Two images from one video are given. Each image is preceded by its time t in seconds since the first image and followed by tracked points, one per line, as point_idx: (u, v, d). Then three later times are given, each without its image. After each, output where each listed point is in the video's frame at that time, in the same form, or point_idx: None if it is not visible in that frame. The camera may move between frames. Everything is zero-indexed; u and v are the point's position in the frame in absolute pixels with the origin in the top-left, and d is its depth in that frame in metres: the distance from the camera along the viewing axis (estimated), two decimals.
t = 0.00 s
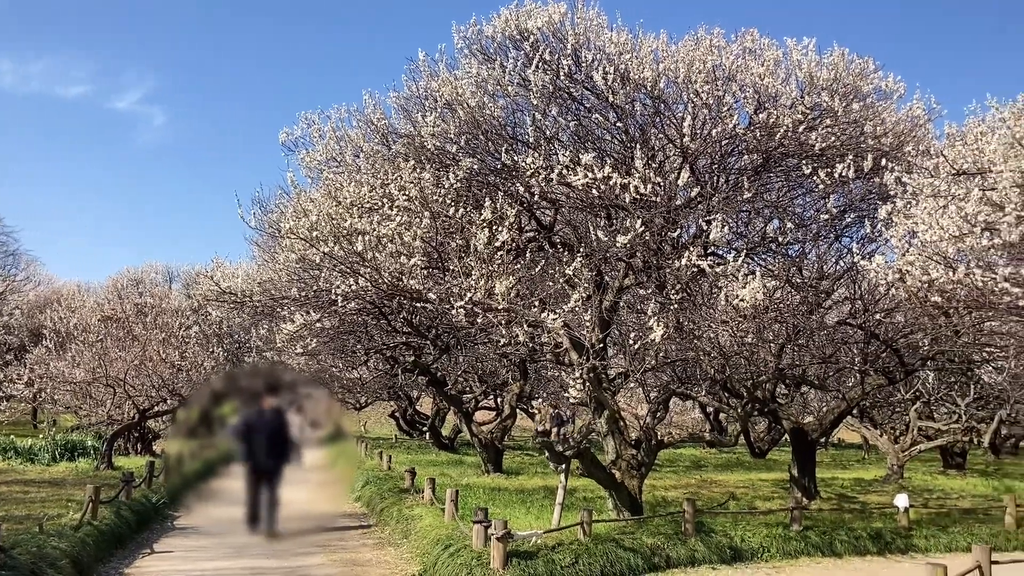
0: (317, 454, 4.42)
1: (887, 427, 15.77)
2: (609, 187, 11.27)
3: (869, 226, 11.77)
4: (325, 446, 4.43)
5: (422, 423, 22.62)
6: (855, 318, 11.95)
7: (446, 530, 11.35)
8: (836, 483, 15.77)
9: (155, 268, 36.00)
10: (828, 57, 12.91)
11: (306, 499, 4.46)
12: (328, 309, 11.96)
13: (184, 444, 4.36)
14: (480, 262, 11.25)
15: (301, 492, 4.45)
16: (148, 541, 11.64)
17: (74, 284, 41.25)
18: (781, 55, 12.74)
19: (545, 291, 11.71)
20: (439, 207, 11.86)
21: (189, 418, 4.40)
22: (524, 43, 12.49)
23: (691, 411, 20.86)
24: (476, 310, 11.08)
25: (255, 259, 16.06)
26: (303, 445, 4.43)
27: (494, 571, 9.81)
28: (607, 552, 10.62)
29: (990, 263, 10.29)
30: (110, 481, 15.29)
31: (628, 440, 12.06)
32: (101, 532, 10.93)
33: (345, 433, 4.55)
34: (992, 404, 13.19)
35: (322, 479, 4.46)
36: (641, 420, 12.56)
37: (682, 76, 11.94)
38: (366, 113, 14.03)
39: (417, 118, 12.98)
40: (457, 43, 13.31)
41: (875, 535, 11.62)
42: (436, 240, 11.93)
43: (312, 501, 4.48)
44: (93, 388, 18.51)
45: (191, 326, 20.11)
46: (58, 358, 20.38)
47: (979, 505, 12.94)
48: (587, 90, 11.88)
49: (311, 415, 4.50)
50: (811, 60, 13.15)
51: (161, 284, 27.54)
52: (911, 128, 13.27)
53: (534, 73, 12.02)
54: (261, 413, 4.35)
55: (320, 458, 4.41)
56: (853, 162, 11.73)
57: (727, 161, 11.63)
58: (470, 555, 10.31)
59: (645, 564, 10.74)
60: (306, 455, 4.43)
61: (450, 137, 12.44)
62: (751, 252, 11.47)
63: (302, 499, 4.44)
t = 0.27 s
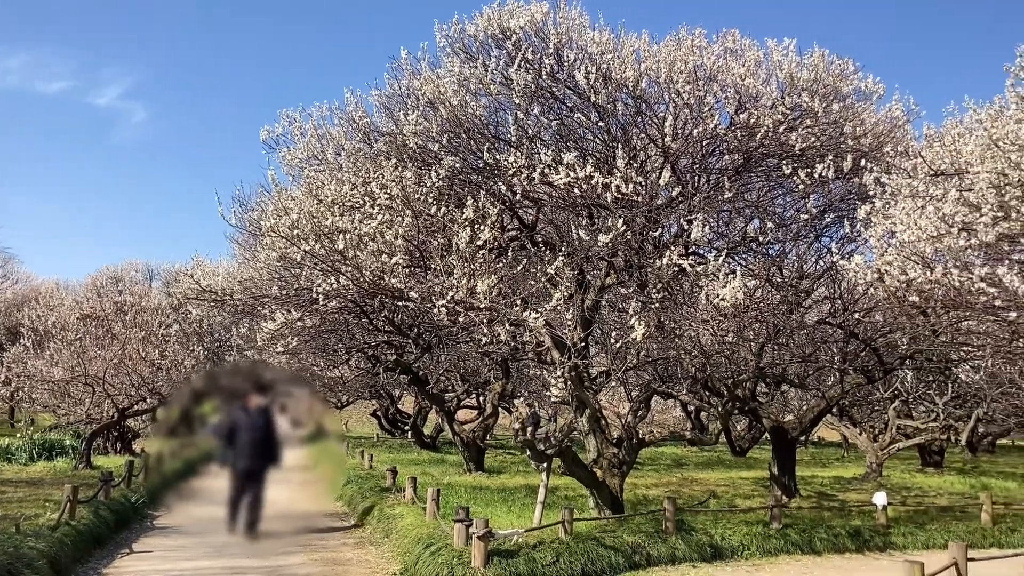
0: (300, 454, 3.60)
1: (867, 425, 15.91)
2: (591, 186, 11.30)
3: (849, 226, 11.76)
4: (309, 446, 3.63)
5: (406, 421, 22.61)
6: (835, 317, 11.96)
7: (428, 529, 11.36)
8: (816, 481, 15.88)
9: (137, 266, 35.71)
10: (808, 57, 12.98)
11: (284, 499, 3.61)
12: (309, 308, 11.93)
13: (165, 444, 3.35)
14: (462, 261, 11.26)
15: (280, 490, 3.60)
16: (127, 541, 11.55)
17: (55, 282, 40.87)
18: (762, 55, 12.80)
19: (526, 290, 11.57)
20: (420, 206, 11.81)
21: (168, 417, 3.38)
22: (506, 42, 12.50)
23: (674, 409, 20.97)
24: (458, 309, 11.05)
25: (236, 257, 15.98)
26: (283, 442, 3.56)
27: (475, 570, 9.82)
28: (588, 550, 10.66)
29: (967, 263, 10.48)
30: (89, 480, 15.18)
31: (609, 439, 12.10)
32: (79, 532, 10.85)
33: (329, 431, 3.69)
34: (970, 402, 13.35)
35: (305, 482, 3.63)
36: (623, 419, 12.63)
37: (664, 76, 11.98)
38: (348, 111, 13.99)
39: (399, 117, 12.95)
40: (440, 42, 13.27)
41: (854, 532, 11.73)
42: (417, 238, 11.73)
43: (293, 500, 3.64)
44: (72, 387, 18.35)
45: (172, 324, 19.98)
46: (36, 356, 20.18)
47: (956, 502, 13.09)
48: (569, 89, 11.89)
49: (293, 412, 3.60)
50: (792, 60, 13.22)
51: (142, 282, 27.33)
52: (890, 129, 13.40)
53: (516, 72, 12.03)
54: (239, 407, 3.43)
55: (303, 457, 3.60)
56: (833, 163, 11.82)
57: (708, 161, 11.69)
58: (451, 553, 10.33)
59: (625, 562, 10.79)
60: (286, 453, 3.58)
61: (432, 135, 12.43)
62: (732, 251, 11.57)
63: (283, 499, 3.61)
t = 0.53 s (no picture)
0: (280, 453, 3.07)
1: (846, 423, 16.03)
2: (573, 185, 11.32)
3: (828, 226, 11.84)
4: (291, 444, 3.12)
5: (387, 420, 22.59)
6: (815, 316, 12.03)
7: (409, 528, 11.35)
8: (797, 479, 15.97)
9: (117, 264, 35.42)
10: (788, 57, 13.04)
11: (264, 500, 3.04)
12: (290, 306, 11.88)
13: (143, 439, 2.78)
14: (444, 259, 11.23)
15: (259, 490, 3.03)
16: (105, 541, 11.45)
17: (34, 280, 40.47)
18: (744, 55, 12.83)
19: (508, 289, 11.59)
20: (402, 204, 11.76)
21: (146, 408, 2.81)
22: (488, 40, 12.49)
23: (655, 407, 21.06)
24: (439, 307, 10.99)
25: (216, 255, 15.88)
26: (261, 440, 3.03)
27: (456, 568, 9.80)
28: (569, 548, 10.68)
29: (944, 263, 10.57)
30: (66, 480, 15.03)
31: (591, 437, 12.12)
32: (56, 531, 10.74)
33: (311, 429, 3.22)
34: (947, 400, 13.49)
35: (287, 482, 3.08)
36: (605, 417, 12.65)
37: (645, 75, 12.01)
38: (329, 108, 13.92)
39: (380, 114, 12.90)
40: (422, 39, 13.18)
41: (833, 530, 11.81)
42: (399, 236, 11.71)
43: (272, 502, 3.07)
44: (50, 386, 18.17)
45: (152, 322, 19.83)
46: (13, 355, 19.96)
47: (934, 499, 13.21)
48: (551, 88, 11.90)
49: (274, 406, 3.10)
50: (772, 60, 13.28)
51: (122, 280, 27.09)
52: (869, 129, 13.51)
53: (498, 70, 12.01)
54: (217, 407, 2.91)
55: (283, 456, 3.07)
56: (813, 163, 11.89)
57: (689, 160, 11.74)
58: (432, 552, 10.32)
59: (606, 560, 10.81)
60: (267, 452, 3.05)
61: (413, 133, 12.39)
62: (712, 250, 11.56)
63: (262, 500, 3.04)
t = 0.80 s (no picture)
0: (259, 452, 2.83)
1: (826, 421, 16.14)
2: (554, 184, 11.35)
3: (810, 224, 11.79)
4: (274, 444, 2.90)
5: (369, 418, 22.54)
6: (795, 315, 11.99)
7: (389, 527, 11.34)
8: (777, 477, 16.07)
9: (96, 262, 35.09)
10: (769, 57, 13.10)
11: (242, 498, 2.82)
12: (269, 304, 11.84)
13: (118, 441, 2.58)
14: (425, 257, 11.21)
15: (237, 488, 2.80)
16: (82, 540, 11.35)
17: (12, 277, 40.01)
18: (725, 54, 12.88)
19: (490, 287, 11.56)
20: (383, 202, 11.70)
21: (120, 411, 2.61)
22: (470, 38, 12.47)
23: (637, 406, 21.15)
24: (420, 306, 10.93)
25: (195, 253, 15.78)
26: (240, 438, 2.78)
27: (436, 567, 9.78)
28: (550, 546, 10.70)
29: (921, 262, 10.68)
30: (43, 479, 14.89)
31: (572, 435, 12.14)
32: (32, 531, 10.64)
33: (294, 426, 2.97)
34: (925, 399, 13.63)
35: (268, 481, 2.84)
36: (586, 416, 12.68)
37: (627, 74, 12.04)
38: (310, 105, 13.86)
39: (361, 112, 12.85)
40: (403, 36, 13.14)
41: (812, 527, 11.89)
42: (380, 234, 11.67)
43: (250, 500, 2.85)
44: (27, 384, 17.97)
45: (132, 320, 19.66)
46: None
47: (912, 497, 13.33)
48: (533, 86, 11.90)
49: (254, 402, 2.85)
50: (753, 60, 13.34)
51: (102, 278, 26.85)
52: (848, 129, 13.63)
53: (480, 68, 12.01)
54: (192, 405, 2.68)
55: (264, 454, 2.83)
56: (792, 162, 11.96)
57: (670, 160, 11.77)
58: (412, 551, 10.30)
59: (587, 557, 10.84)
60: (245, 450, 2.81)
61: (394, 131, 12.36)
62: (693, 249, 11.66)
63: (240, 501, 2.83)
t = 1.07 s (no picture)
0: (237, 452, 2.38)
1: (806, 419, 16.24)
2: (536, 182, 11.39)
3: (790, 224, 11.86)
4: (256, 442, 2.43)
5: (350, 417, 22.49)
6: (774, 314, 12.14)
7: (370, 526, 11.31)
8: (758, 475, 16.15)
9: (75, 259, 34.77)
10: (749, 56, 13.16)
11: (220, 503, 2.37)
12: (249, 302, 11.78)
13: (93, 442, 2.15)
14: (406, 256, 11.19)
15: (215, 491, 2.35)
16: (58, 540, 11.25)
17: None
18: (705, 54, 12.93)
19: (471, 285, 11.52)
20: (363, 200, 11.70)
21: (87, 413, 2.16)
22: (451, 35, 12.44)
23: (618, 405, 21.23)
24: (401, 304, 10.90)
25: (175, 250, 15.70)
26: (218, 436, 2.33)
27: (416, 566, 9.75)
28: (531, 545, 10.70)
29: (899, 261, 10.76)
30: (19, 479, 14.75)
31: (553, 434, 12.15)
32: (8, 531, 10.54)
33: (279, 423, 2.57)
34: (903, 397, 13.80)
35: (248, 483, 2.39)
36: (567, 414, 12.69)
37: (608, 73, 12.06)
38: (290, 102, 13.80)
39: (342, 109, 12.80)
40: (384, 34, 13.07)
41: (791, 524, 11.96)
42: (361, 232, 11.65)
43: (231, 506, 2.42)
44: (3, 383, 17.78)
45: (111, 319, 19.51)
46: None
47: (891, 494, 13.44)
48: (515, 84, 11.90)
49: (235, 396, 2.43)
50: (734, 60, 13.38)
51: (80, 276, 26.60)
52: (828, 129, 13.75)
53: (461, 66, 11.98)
54: (166, 401, 2.27)
55: (246, 454, 2.40)
56: (772, 162, 12.02)
57: (651, 159, 11.78)
58: (392, 550, 10.28)
59: (567, 556, 10.85)
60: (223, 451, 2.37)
61: (375, 128, 12.31)
62: (673, 248, 11.62)
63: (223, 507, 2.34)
